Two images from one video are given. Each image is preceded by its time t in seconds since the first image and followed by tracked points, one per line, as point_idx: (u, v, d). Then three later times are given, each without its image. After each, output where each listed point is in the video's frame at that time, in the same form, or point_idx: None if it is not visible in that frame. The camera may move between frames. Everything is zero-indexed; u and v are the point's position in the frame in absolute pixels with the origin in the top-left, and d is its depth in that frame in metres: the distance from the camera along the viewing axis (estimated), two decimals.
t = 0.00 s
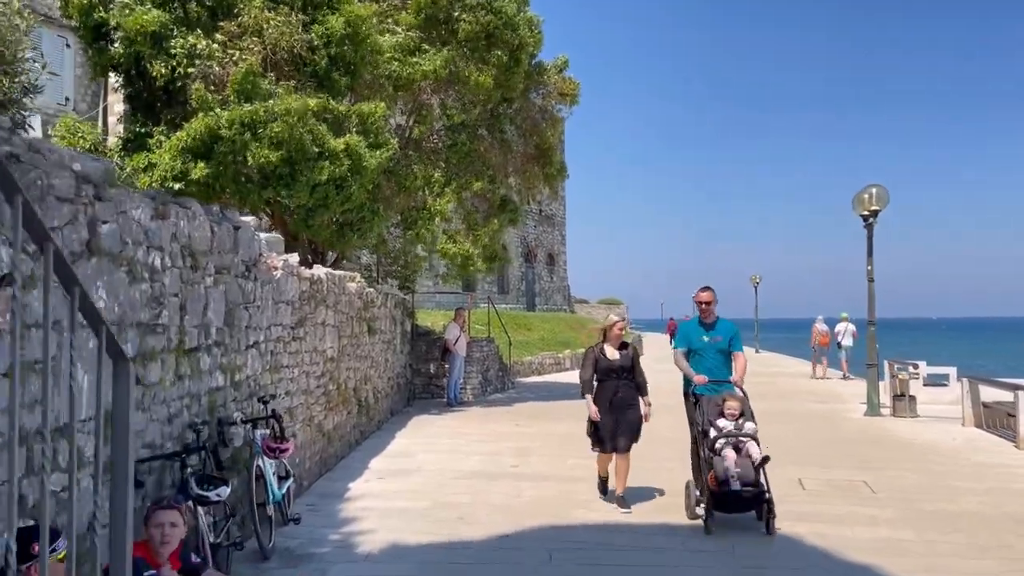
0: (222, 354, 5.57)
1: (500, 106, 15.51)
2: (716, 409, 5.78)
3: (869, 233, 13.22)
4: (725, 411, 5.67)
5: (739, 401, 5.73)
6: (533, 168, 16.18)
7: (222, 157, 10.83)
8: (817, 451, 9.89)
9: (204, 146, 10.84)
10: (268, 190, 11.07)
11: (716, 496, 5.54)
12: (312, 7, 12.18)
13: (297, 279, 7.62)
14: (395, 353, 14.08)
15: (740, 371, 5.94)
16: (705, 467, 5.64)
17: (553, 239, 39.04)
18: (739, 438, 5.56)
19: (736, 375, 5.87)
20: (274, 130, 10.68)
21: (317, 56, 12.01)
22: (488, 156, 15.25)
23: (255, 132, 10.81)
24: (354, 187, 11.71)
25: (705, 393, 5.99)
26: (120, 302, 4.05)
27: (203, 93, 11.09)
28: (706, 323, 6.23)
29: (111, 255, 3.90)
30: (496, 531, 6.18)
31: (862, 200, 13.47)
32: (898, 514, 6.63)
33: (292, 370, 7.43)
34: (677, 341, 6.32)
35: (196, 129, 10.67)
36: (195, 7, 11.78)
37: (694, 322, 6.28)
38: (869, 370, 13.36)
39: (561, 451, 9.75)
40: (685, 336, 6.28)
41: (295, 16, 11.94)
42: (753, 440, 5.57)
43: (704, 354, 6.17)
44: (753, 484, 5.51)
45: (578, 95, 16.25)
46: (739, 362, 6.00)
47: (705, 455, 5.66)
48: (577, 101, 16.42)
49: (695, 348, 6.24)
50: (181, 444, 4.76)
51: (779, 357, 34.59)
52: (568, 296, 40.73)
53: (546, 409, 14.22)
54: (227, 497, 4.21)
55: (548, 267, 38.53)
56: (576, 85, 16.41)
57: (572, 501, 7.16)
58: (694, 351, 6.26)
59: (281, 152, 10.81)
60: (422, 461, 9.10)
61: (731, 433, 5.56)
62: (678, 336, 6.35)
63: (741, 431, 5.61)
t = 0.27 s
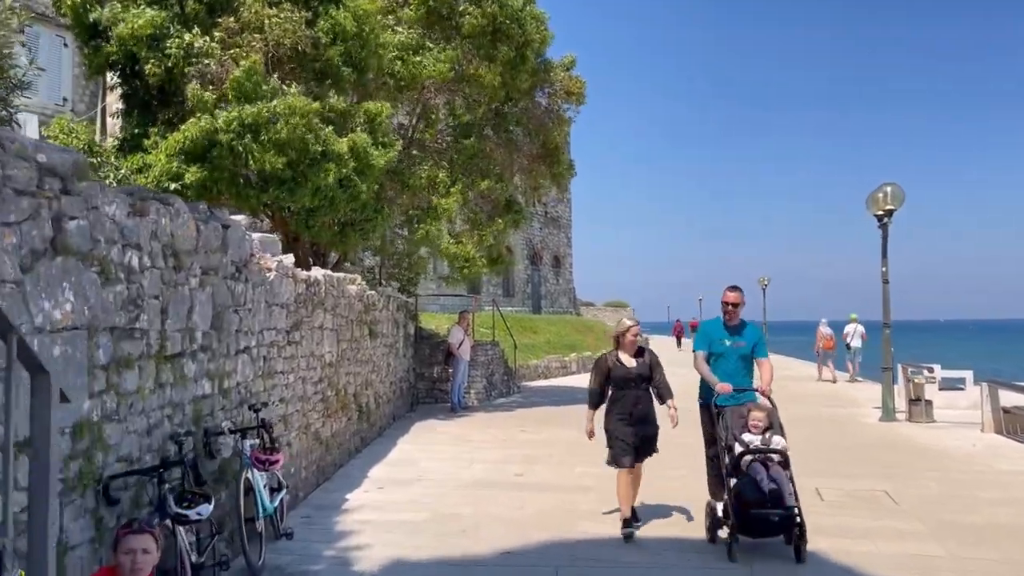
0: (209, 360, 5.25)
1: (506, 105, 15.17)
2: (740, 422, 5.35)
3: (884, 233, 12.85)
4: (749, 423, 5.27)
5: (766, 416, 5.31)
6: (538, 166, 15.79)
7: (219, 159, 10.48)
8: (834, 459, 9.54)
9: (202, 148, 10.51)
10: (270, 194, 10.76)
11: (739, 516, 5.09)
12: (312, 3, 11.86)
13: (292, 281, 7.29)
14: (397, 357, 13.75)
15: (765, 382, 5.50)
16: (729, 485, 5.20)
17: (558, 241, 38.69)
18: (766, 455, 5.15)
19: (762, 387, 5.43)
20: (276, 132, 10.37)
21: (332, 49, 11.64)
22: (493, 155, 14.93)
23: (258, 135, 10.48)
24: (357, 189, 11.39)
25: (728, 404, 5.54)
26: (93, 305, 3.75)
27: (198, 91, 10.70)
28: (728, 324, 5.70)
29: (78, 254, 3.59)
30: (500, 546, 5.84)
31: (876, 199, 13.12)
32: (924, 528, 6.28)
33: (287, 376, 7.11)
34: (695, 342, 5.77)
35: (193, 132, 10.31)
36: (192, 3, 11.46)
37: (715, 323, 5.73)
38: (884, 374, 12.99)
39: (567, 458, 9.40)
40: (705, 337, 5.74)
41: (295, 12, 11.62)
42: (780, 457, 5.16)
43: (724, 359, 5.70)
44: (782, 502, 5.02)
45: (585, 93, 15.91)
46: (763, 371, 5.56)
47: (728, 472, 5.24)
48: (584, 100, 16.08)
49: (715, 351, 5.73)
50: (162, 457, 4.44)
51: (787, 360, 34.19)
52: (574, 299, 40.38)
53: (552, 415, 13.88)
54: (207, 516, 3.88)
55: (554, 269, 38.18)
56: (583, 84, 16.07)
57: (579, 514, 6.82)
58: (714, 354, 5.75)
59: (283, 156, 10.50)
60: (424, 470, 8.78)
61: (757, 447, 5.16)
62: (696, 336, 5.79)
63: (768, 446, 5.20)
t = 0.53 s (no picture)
0: (194, 366, 4.95)
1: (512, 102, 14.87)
2: (768, 437, 4.90)
3: (900, 232, 12.50)
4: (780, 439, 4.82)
5: (796, 431, 4.85)
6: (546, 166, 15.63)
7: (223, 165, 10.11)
8: (851, 467, 9.19)
9: (202, 150, 10.19)
10: (286, 203, 10.36)
11: (772, 544, 4.61)
12: None
13: (286, 282, 6.98)
14: (400, 361, 13.44)
15: (797, 394, 5.11)
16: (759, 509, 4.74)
17: (564, 243, 38.36)
18: (798, 476, 4.66)
19: (793, 401, 5.04)
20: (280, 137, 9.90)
21: (350, 45, 11.32)
22: (499, 154, 14.62)
23: (261, 139, 10.07)
24: (363, 188, 11.07)
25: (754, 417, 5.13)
26: (57, 308, 3.44)
27: (194, 91, 10.45)
28: (762, 329, 5.30)
29: (39, 252, 3.30)
30: (506, 562, 5.53)
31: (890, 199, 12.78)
32: (954, 544, 5.94)
33: (281, 381, 6.81)
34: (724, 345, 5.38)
35: (190, 129, 10.05)
36: None
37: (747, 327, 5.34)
38: (900, 378, 12.63)
39: (574, 466, 9.08)
40: (735, 341, 5.35)
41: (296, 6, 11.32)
42: (814, 478, 4.67)
43: (755, 367, 5.28)
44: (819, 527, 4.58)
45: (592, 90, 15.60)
46: (795, 382, 5.17)
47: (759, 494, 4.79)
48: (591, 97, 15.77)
49: (745, 358, 5.32)
50: (139, 470, 4.14)
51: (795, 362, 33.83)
52: (580, 301, 40.05)
53: (558, 420, 13.55)
54: (182, 538, 3.58)
55: (560, 271, 37.86)
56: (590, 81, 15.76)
57: (588, 527, 6.49)
58: (743, 360, 5.35)
59: (289, 161, 10.09)
60: (427, 478, 8.46)
61: (789, 467, 4.69)
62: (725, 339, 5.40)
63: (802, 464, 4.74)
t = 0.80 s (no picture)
0: (179, 370, 4.63)
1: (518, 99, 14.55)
2: (813, 459, 4.33)
3: (919, 232, 12.12)
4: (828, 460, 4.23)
5: (845, 448, 4.26)
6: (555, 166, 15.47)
7: (220, 161, 9.82)
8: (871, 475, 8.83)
9: (204, 152, 9.80)
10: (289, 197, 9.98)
11: None
12: None
13: (282, 281, 6.66)
14: (404, 364, 13.12)
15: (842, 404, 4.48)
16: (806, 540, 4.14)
17: (571, 244, 38.01)
18: (849, 501, 4.08)
19: (838, 408, 4.42)
20: (280, 132, 9.61)
21: (340, 41, 10.95)
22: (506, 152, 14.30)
23: (262, 134, 9.83)
24: (366, 189, 10.77)
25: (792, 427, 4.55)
26: (19, 306, 3.14)
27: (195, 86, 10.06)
28: (801, 328, 4.72)
29: None
30: None
31: (907, 197, 12.43)
32: (988, 560, 5.59)
33: (275, 385, 6.49)
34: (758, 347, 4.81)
35: (192, 129, 9.57)
36: None
37: (785, 327, 4.77)
38: (918, 382, 12.26)
39: (582, 474, 8.74)
40: (771, 342, 4.78)
41: None
42: (867, 504, 4.07)
43: (796, 373, 4.69)
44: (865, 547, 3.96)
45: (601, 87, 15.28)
46: (840, 388, 4.56)
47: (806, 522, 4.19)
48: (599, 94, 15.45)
49: (785, 362, 4.73)
50: (113, 484, 3.82)
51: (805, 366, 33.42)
52: (587, 303, 39.71)
53: (566, 424, 13.21)
54: (154, 560, 3.29)
55: (567, 273, 37.53)
56: (599, 78, 15.44)
57: (597, 540, 6.16)
58: (782, 364, 4.77)
59: (288, 154, 9.77)
60: (429, 486, 8.13)
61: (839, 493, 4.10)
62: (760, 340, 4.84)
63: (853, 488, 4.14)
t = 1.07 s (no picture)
0: (159, 372, 4.31)
1: (525, 95, 14.24)
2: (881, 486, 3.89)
3: (937, 231, 11.75)
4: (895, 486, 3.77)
5: (917, 475, 3.79)
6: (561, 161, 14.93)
7: (218, 155, 9.53)
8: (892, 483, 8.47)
9: (204, 148, 9.50)
10: (287, 186, 9.72)
11: None
12: None
13: (275, 279, 6.34)
14: (408, 366, 12.80)
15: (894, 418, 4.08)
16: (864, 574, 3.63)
17: (578, 245, 37.65)
18: (915, 532, 3.50)
19: (894, 423, 3.99)
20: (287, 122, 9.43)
21: (333, 28, 10.55)
22: (512, 150, 13.99)
23: (263, 126, 9.57)
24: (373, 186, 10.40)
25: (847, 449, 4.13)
26: None
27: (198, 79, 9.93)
28: (838, 338, 4.29)
29: None
30: None
31: (924, 197, 12.06)
32: None
33: (268, 387, 6.17)
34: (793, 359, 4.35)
35: (195, 123, 9.30)
36: None
37: (821, 336, 4.33)
38: (936, 386, 11.89)
39: (591, 481, 8.39)
40: (807, 354, 4.32)
41: None
42: (936, 537, 3.49)
43: (836, 389, 4.24)
44: None
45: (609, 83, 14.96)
46: (891, 403, 4.14)
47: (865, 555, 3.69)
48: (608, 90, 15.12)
49: (823, 377, 4.27)
50: (80, 497, 3.50)
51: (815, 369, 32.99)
52: (594, 305, 39.36)
53: (573, 428, 12.87)
54: None
55: (574, 274, 37.19)
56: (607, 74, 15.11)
57: (607, 553, 5.82)
58: (818, 378, 4.31)
59: (294, 147, 9.59)
60: (431, 493, 7.81)
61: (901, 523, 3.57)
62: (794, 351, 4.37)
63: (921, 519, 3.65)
